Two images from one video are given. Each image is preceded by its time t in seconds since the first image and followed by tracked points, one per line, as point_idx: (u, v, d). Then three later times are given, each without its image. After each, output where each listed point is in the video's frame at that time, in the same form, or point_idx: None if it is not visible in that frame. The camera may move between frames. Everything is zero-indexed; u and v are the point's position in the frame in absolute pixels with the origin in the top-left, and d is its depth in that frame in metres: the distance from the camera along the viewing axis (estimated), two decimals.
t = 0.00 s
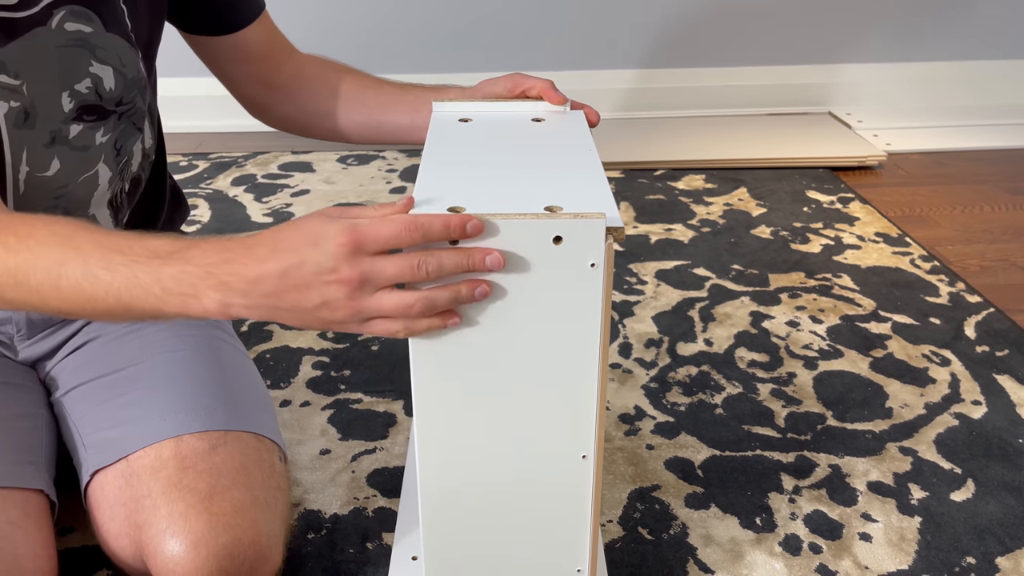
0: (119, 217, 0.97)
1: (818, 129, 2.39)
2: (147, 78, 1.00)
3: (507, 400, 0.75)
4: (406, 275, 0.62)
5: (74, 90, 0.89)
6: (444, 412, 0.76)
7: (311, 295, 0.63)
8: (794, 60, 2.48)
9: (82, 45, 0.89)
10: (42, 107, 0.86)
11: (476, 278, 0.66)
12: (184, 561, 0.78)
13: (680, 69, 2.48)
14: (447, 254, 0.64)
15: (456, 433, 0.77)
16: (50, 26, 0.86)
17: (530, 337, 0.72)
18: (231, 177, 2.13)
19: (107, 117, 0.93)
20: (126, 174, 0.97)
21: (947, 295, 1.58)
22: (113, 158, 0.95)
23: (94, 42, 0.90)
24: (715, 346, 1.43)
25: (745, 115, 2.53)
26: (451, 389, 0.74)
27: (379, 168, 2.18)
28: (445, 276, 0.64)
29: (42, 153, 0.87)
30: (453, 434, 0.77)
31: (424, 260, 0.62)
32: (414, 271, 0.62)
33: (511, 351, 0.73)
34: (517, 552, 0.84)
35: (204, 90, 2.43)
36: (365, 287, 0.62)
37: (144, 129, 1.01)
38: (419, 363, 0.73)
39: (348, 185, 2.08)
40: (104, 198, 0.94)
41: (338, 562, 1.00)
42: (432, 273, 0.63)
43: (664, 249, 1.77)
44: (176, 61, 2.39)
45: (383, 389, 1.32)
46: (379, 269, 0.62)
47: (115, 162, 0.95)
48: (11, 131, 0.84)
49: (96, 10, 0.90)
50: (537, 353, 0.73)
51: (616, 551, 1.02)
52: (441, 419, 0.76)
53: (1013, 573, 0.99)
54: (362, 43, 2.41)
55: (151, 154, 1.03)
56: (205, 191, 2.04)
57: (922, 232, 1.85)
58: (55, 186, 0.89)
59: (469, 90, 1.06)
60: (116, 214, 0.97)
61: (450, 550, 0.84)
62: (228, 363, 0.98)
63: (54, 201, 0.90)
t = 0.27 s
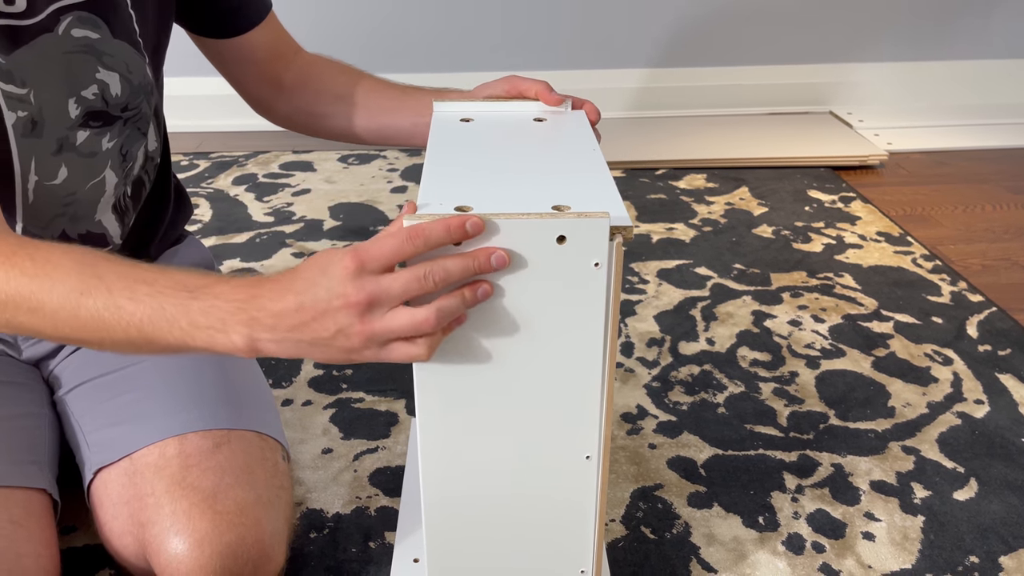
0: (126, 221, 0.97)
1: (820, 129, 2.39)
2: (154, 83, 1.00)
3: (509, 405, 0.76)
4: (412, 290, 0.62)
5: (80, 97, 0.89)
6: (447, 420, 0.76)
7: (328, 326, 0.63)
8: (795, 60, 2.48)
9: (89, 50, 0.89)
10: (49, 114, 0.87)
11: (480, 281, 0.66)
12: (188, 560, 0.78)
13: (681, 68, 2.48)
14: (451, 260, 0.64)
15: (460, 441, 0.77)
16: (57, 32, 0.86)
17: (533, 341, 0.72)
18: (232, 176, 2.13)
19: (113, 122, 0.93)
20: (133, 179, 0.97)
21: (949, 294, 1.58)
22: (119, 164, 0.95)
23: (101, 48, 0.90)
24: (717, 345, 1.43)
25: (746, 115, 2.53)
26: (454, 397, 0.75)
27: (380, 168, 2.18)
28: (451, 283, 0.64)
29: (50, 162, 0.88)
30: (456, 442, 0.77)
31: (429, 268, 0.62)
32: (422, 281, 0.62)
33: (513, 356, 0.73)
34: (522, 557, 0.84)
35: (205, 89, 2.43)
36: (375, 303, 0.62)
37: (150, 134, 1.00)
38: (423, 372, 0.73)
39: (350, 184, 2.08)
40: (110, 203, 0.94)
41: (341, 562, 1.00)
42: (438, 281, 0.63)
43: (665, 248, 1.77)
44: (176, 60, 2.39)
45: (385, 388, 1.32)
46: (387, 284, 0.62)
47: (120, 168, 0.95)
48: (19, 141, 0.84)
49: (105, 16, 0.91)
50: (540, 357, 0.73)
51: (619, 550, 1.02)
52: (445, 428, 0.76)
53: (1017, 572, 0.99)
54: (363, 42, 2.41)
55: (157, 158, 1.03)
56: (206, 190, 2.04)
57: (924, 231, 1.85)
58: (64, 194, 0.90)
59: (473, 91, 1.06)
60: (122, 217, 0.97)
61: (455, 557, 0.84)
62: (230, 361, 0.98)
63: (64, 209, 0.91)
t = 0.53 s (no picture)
0: (130, 224, 0.98)
1: (820, 128, 2.39)
2: (157, 87, 1.00)
3: (506, 408, 0.75)
4: (410, 278, 0.61)
5: (85, 102, 0.89)
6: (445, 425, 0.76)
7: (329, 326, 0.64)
8: (796, 60, 2.48)
9: (93, 56, 0.89)
10: (53, 122, 0.87)
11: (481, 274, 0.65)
12: (187, 560, 0.78)
13: (682, 67, 2.47)
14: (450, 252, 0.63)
15: (457, 446, 0.77)
16: (59, 38, 0.85)
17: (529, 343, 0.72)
18: (231, 176, 2.12)
19: (117, 127, 0.93)
20: (137, 183, 0.98)
21: (950, 294, 1.58)
22: (124, 169, 0.95)
23: (105, 54, 0.90)
24: (718, 344, 1.43)
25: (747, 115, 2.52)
26: (452, 401, 0.75)
27: (380, 167, 2.18)
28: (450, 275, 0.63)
29: (54, 171, 0.88)
30: (453, 447, 0.77)
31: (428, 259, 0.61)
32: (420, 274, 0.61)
33: (511, 358, 0.73)
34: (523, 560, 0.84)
35: (204, 89, 2.43)
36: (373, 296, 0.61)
37: (153, 137, 1.00)
38: (420, 377, 0.73)
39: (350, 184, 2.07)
40: (114, 209, 0.95)
41: (341, 562, 0.99)
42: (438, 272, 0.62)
43: (666, 247, 1.76)
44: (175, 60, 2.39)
45: (385, 388, 1.32)
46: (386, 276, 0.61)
47: (125, 173, 0.95)
48: (23, 152, 0.84)
49: (108, 22, 0.90)
50: (537, 359, 0.73)
51: (619, 549, 1.01)
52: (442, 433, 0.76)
53: (1019, 572, 0.99)
54: (363, 42, 2.41)
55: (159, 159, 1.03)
56: (205, 190, 2.03)
57: (925, 231, 1.85)
58: (68, 203, 0.90)
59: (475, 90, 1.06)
60: (126, 222, 0.97)
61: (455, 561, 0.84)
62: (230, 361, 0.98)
63: (68, 217, 0.91)
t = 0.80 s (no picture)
0: (134, 228, 0.98)
1: (821, 128, 2.39)
2: (162, 92, 1.00)
3: (505, 411, 0.76)
4: (407, 221, 0.62)
5: (92, 109, 0.89)
6: (444, 428, 0.76)
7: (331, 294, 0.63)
8: (796, 60, 2.48)
9: (100, 63, 0.89)
10: (62, 129, 0.86)
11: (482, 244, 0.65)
12: (189, 561, 0.78)
13: (682, 68, 2.47)
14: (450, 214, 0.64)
15: (456, 449, 0.77)
16: (66, 44, 0.85)
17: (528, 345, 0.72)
18: (232, 176, 2.12)
19: (124, 133, 0.94)
20: (143, 188, 0.98)
21: (951, 294, 1.58)
22: (130, 174, 0.95)
23: (112, 60, 0.90)
24: (719, 345, 1.43)
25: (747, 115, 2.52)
26: (450, 404, 0.75)
27: (380, 167, 2.18)
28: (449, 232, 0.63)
29: (64, 178, 0.88)
30: (452, 450, 0.77)
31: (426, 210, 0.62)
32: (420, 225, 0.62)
33: (509, 360, 0.73)
34: (523, 562, 0.84)
35: (205, 89, 2.43)
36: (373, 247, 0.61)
37: (158, 142, 1.00)
38: (419, 379, 0.73)
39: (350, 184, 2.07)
40: (120, 215, 0.95)
41: (342, 562, 0.99)
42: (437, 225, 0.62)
43: (666, 248, 1.76)
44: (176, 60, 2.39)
45: (386, 388, 1.32)
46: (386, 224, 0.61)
47: (132, 178, 0.95)
48: (34, 161, 0.84)
49: (115, 28, 0.90)
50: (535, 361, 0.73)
51: (621, 549, 1.01)
52: (441, 436, 0.76)
53: (1020, 572, 0.99)
54: (364, 42, 2.41)
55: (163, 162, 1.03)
56: (206, 190, 2.03)
57: (925, 231, 1.85)
58: (77, 210, 0.90)
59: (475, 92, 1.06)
60: (131, 226, 0.97)
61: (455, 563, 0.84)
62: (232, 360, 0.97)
63: (76, 224, 0.90)
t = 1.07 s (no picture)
0: (134, 229, 0.97)
1: (821, 128, 2.39)
2: (163, 94, 1.00)
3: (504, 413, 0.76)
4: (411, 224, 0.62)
5: (93, 111, 0.89)
6: (442, 430, 0.76)
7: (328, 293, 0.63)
8: (796, 60, 2.48)
9: (101, 65, 0.89)
10: (63, 132, 0.87)
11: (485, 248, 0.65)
12: (191, 560, 0.78)
13: (682, 68, 2.48)
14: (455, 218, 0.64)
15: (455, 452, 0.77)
16: (66, 46, 0.85)
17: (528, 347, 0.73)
18: (232, 176, 2.12)
19: (125, 135, 0.94)
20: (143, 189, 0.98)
21: (951, 294, 1.58)
22: (132, 177, 0.95)
23: (113, 62, 0.90)
24: (719, 345, 1.43)
25: (748, 115, 2.52)
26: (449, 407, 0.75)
27: (381, 167, 2.18)
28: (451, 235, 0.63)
29: (64, 180, 0.88)
30: (451, 453, 0.77)
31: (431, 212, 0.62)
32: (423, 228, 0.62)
33: (508, 362, 0.73)
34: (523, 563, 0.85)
35: (205, 89, 2.43)
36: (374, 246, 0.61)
37: (160, 144, 1.00)
38: (418, 382, 0.73)
39: (350, 184, 2.08)
40: (121, 216, 0.94)
41: (343, 562, 1.00)
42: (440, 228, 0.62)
43: (667, 248, 1.77)
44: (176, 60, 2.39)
45: (387, 388, 1.32)
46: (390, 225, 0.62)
47: (133, 180, 0.95)
48: (33, 162, 0.84)
49: (116, 31, 0.90)
50: (534, 363, 0.73)
51: (621, 549, 1.02)
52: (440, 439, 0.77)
53: (1020, 571, 0.99)
54: (364, 42, 2.41)
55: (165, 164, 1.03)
56: (206, 190, 2.04)
57: (925, 231, 1.85)
58: (77, 211, 0.90)
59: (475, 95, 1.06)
60: (132, 228, 0.97)
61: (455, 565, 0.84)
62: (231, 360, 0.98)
63: (77, 225, 0.90)
